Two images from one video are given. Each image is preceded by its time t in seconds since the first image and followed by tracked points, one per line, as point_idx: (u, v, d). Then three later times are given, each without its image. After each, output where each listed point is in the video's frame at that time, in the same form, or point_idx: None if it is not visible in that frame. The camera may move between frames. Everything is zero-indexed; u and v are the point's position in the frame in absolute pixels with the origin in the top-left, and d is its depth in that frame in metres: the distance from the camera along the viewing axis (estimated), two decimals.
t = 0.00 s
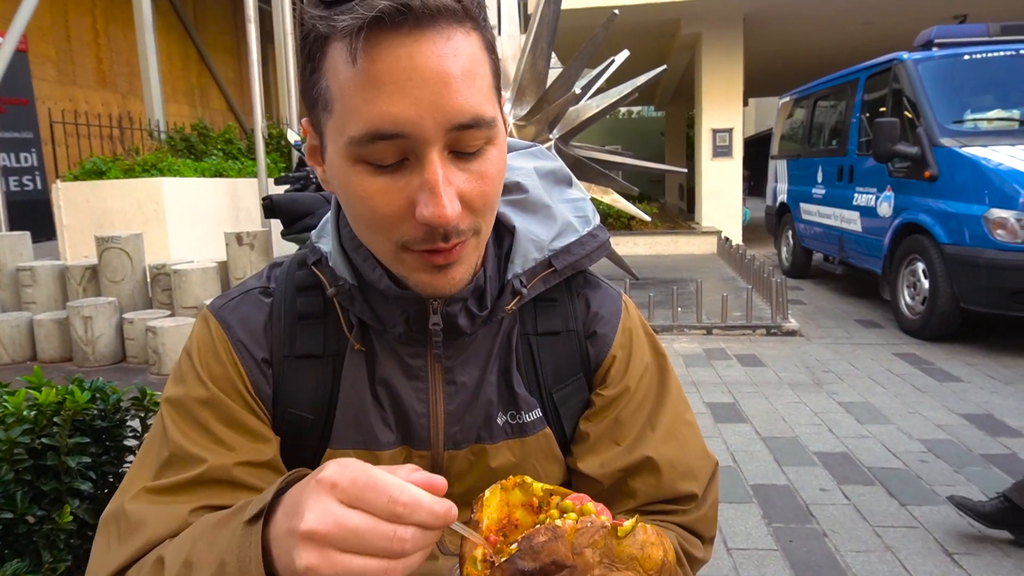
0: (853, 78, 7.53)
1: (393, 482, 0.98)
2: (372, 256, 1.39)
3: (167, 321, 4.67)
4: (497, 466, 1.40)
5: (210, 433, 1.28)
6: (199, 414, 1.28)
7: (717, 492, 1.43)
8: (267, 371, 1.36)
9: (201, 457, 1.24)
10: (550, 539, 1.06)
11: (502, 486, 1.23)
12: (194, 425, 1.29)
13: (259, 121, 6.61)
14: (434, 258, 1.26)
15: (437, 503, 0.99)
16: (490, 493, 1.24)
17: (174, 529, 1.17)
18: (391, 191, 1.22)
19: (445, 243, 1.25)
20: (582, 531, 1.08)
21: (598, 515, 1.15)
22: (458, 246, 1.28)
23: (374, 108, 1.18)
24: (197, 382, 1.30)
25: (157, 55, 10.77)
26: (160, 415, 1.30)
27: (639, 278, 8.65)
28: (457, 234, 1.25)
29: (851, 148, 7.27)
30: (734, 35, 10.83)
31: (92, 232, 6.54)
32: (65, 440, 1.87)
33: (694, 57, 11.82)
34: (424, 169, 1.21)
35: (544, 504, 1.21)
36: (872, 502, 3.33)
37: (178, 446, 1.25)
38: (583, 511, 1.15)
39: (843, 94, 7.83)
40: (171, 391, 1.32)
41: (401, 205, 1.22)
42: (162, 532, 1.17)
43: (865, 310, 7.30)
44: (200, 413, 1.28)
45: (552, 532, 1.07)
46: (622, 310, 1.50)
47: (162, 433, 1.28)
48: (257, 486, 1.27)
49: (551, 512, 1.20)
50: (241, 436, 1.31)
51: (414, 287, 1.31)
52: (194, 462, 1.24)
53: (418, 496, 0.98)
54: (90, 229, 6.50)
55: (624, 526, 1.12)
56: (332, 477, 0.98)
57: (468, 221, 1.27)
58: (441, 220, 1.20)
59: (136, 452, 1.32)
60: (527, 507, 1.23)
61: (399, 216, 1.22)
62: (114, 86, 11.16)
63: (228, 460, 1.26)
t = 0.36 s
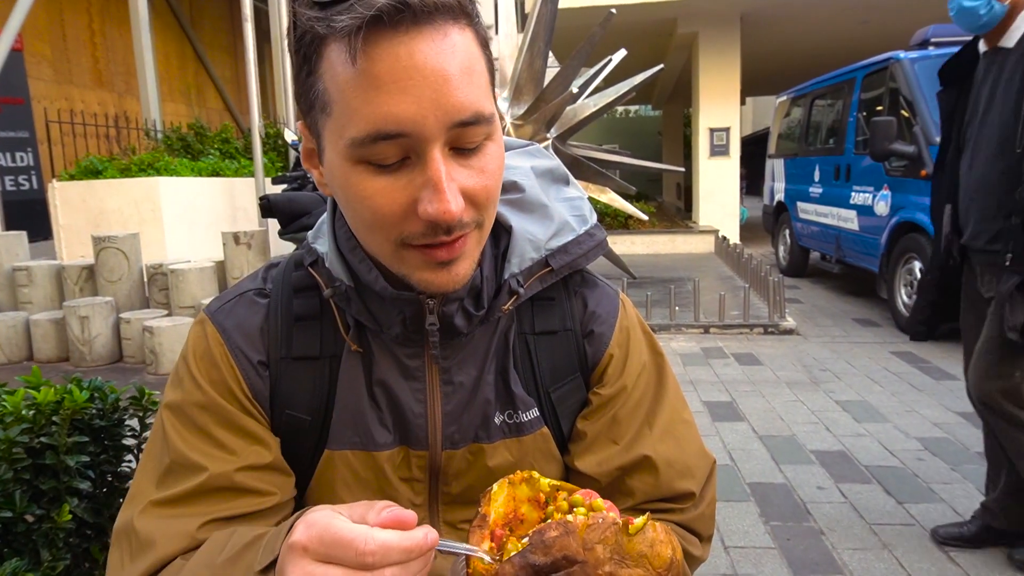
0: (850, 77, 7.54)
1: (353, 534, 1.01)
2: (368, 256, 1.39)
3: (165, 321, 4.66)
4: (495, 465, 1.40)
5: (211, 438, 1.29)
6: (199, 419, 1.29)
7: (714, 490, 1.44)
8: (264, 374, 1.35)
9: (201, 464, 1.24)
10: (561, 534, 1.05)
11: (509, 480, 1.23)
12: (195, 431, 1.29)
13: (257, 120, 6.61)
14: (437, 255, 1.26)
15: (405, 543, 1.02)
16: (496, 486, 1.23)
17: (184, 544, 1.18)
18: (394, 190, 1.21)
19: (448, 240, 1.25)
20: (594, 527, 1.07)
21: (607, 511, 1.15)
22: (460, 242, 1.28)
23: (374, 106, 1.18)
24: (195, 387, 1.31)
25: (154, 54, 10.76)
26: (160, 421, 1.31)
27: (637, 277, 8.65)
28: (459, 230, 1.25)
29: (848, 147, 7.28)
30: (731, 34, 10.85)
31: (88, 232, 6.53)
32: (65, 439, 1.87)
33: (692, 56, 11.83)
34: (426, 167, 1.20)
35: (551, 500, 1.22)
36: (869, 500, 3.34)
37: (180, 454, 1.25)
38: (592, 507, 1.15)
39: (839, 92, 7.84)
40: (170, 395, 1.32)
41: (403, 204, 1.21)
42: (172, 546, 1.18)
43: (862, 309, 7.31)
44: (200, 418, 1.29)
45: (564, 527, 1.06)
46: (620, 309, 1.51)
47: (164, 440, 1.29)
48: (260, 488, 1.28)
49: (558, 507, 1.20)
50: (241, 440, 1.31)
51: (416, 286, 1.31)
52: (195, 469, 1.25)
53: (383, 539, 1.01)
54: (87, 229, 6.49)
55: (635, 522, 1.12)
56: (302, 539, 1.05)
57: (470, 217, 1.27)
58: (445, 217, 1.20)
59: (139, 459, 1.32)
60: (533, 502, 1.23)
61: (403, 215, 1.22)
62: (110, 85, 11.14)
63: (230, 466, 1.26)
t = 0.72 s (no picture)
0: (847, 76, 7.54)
1: (345, 503, 1.02)
2: (369, 256, 1.40)
3: (163, 321, 4.67)
4: (496, 463, 1.41)
5: (212, 434, 1.30)
6: (200, 415, 1.30)
7: (713, 488, 1.45)
8: (265, 371, 1.36)
9: (202, 461, 1.25)
10: (565, 535, 1.07)
11: (513, 479, 1.22)
12: (196, 427, 1.30)
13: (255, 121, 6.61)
14: (438, 254, 1.27)
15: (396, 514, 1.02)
16: (500, 486, 1.22)
17: (186, 538, 1.19)
18: (396, 189, 1.22)
19: (449, 238, 1.25)
20: (596, 528, 1.10)
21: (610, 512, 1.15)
22: (461, 240, 1.28)
23: (376, 107, 1.19)
24: (197, 384, 1.32)
25: (152, 54, 10.74)
26: (162, 418, 1.32)
27: (635, 277, 8.66)
28: (460, 228, 1.25)
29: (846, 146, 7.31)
30: (728, 33, 10.86)
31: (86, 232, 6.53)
32: (66, 438, 1.87)
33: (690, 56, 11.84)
34: (428, 166, 1.21)
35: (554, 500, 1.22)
36: (866, 498, 3.36)
37: (181, 450, 1.26)
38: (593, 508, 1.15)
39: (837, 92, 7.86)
40: (172, 392, 1.33)
41: (405, 203, 1.22)
42: (174, 541, 1.19)
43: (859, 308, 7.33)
44: (201, 415, 1.30)
45: (567, 527, 1.08)
46: (619, 307, 1.52)
47: (166, 436, 1.30)
48: (261, 484, 1.28)
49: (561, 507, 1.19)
50: (243, 437, 1.31)
51: (418, 284, 1.31)
52: (196, 465, 1.26)
53: (372, 509, 1.01)
54: (85, 229, 6.49)
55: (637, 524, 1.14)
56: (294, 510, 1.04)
57: (471, 217, 1.28)
58: (446, 215, 1.21)
59: (141, 456, 1.34)
60: (536, 502, 1.22)
61: (404, 214, 1.22)
62: (108, 85, 11.13)
63: (231, 463, 1.27)
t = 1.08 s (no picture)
0: (847, 76, 7.56)
1: (328, 497, 1.01)
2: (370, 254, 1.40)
3: (162, 320, 4.66)
4: (500, 463, 1.41)
5: (212, 436, 1.29)
6: (199, 415, 1.29)
7: (718, 486, 1.44)
8: (266, 371, 1.35)
9: (201, 461, 1.25)
10: (563, 528, 1.05)
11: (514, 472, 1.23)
12: (195, 428, 1.29)
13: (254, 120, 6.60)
14: (439, 249, 1.26)
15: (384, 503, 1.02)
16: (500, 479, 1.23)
17: (180, 539, 1.18)
18: (397, 182, 1.21)
19: (450, 232, 1.25)
20: (597, 523, 1.09)
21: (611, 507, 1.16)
22: (462, 234, 1.27)
23: (377, 99, 1.18)
24: (196, 385, 1.31)
25: (151, 53, 10.73)
26: (160, 419, 1.31)
27: (635, 276, 8.65)
28: (462, 223, 1.24)
29: (846, 145, 7.30)
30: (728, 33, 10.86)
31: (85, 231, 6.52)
32: (65, 440, 1.87)
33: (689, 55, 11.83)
34: (429, 158, 1.20)
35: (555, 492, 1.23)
36: (867, 498, 3.35)
37: (179, 452, 1.25)
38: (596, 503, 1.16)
39: (837, 91, 7.86)
40: (170, 392, 1.32)
41: (407, 197, 1.21)
42: (168, 541, 1.18)
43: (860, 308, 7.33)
44: (200, 415, 1.29)
45: (566, 521, 1.06)
46: (622, 305, 1.51)
47: (164, 435, 1.29)
48: (260, 487, 1.28)
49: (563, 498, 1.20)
50: (242, 439, 1.31)
51: (419, 281, 1.30)
52: (194, 467, 1.25)
53: (361, 500, 1.01)
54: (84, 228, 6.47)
55: (638, 521, 1.12)
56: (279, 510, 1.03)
57: (472, 212, 1.27)
58: (447, 208, 1.20)
59: (138, 455, 1.33)
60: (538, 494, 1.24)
61: (406, 208, 1.21)
62: (107, 85, 11.12)
63: (231, 465, 1.26)
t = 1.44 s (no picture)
0: (848, 75, 7.54)
1: (332, 549, 1.05)
2: (380, 264, 1.39)
3: (163, 321, 4.65)
4: (508, 474, 1.40)
5: (217, 450, 1.27)
6: (204, 427, 1.28)
7: (725, 495, 1.44)
8: (274, 383, 1.35)
9: (207, 476, 1.24)
10: (580, 563, 1.06)
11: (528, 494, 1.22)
12: (200, 440, 1.28)
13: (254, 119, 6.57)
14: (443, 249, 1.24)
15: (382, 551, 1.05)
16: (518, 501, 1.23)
17: (185, 557, 1.17)
18: (400, 176, 1.21)
19: (453, 231, 1.23)
20: (613, 558, 1.07)
21: (629, 539, 1.15)
22: (466, 236, 1.26)
23: (386, 91, 1.20)
24: (203, 396, 1.29)
25: (150, 53, 10.70)
26: (166, 430, 1.29)
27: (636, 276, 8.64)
28: (465, 221, 1.23)
29: (847, 144, 7.28)
30: (729, 31, 10.83)
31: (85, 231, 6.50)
32: (69, 448, 1.86)
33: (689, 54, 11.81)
34: (434, 152, 1.21)
35: (573, 516, 1.23)
36: (869, 500, 3.35)
37: (185, 467, 1.24)
38: (612, 534, 1.16)
39: (838, 90, 7.84)
40: (176, 403, 1.31)
41: (410, 191, 1.21)
42: (174, 559, 1.17)
43: (860, 307, 7.32)
44: (205, 427, 1.28)
45: (583, 556, 1.06)
46: (630, 315, 1.50)
47: (169, 448, 1.28)
48: (266, 503, 1.27)
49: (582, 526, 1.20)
50: (249, 450, 1.30)
51: (422, 285, 1.28)
52: (199, 480, 1.24)
53: (371, 549, 1.05)
54: (83, 228, 6.46)
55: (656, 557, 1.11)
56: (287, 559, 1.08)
57: (478, 213, 1.26)
58: (449, 203, 1.19)
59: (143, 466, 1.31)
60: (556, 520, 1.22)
61: (407, 203, 1.21)
62: (107, 84, 11.09)
63: (237, 480, 1.26)
